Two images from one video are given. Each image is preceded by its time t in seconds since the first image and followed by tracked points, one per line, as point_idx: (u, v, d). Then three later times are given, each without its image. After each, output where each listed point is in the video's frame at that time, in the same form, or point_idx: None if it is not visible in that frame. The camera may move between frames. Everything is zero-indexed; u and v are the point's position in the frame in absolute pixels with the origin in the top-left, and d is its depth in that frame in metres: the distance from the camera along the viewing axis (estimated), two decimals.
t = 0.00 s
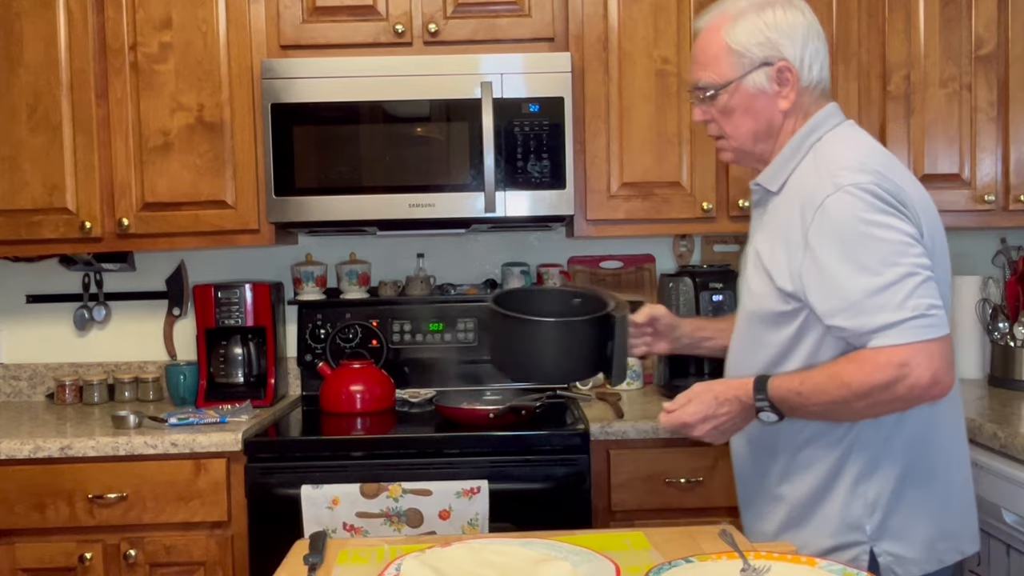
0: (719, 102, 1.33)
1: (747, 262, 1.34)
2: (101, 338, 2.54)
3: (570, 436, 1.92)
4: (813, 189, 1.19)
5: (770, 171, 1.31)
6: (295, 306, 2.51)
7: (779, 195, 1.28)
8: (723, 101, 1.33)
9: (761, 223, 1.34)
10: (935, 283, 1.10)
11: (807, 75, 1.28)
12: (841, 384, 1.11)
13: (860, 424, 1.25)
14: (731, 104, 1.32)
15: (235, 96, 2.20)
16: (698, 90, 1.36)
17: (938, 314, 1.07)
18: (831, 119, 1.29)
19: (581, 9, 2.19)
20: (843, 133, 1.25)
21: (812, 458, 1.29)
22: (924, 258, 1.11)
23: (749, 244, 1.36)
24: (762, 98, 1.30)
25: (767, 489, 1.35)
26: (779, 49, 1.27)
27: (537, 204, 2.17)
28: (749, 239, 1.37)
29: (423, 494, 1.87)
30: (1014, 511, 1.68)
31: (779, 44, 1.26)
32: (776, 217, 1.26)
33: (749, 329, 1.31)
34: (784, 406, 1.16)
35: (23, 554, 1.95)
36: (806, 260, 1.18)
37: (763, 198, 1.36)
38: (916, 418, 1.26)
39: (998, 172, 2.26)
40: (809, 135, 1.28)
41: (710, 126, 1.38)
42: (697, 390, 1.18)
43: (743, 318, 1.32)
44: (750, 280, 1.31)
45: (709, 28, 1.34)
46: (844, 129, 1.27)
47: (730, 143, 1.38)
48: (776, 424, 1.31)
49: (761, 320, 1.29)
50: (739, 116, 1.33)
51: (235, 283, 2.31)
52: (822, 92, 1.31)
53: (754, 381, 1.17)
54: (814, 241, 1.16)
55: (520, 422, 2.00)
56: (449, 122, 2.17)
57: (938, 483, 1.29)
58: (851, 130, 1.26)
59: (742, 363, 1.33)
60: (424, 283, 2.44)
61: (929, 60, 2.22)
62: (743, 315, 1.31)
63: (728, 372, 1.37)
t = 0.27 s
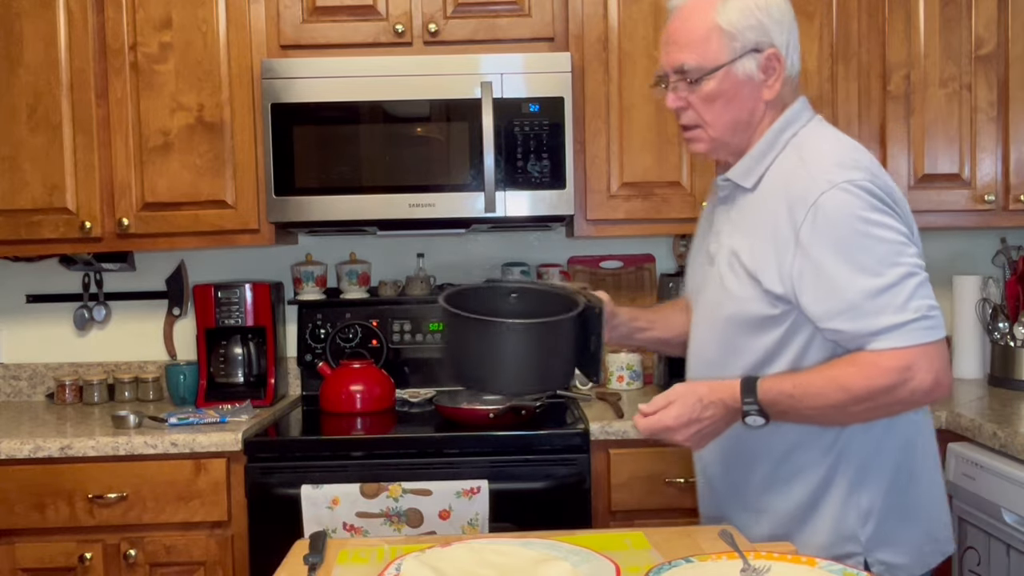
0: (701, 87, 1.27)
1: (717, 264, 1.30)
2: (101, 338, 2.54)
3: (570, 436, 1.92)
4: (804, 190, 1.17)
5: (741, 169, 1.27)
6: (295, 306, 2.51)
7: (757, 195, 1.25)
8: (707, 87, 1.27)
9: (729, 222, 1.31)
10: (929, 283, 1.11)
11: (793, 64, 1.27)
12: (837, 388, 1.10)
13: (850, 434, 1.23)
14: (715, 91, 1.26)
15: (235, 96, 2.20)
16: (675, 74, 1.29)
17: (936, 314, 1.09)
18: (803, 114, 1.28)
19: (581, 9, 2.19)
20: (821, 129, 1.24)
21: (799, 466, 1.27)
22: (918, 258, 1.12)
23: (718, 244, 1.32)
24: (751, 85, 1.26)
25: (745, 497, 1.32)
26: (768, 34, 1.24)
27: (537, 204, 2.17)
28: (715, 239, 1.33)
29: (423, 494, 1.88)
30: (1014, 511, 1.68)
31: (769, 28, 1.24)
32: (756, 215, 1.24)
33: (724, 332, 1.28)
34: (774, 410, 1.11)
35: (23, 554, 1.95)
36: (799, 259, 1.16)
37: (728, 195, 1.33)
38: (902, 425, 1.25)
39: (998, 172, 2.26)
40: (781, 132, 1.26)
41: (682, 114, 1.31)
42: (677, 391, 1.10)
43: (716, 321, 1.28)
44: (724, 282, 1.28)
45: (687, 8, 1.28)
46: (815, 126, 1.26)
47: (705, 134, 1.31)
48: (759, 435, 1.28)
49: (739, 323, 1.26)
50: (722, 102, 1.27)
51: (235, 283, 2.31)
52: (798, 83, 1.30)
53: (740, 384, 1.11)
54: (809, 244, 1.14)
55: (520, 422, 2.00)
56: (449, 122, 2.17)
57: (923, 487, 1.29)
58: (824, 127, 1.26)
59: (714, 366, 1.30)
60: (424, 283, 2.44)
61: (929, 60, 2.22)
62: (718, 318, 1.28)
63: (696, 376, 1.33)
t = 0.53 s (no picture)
0: (696, 74, 1.21)
1: (693, 268, 1.26)
2: (101, 338, 2.54)
3: (571, 436, 1.92)
4: (799, 192, 1.15)
5: (713, 169, 1.24)
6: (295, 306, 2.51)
7: (737, 197, 1.23)
8: (705, 74, 1.21)
9: (698, 226, 1.27)
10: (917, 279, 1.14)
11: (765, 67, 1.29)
12: (852, 385, 1.09)
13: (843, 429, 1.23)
14: (708, 80, 1.21)
15: (235, 96, 2.20)
16: (664, 60, 1.21)
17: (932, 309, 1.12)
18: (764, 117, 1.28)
19: (581, 9, 2.19)
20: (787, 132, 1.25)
21: (794, 466, 1.25)
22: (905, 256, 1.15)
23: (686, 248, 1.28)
24: (740, 79, 1.24)
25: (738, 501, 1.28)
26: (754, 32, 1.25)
27: (537, 204, 2.17)
28: (680, 243, 1.29)
29: (423, 494, 1.88)
30: (1014, 511, 1.68)
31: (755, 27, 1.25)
32: (741, 218, 1.21)
33: (709, 338, 1.24)
34: (783, 410, 1.10)
35: (23, 554, 1.95)
36: (799, 261, 1.15)
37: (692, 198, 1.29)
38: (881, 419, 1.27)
39: (998, 172, 2.26)
40: (750, 133, 1.25)
41: (667, 104, 1.23)
42: (682, 401, 1.04)
43: (699, 327, 1.24)
44: (705, 287, 1.24)
45: None
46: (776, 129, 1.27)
47: (687, 127, 1.23)
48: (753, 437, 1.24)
49: (727, 329, 1.22)
50: (713, 93, 1.22)
51: (235, 283, 2.31)
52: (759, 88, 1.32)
53: (746, 387, 1.08)
54: (811, 245, 1.13)
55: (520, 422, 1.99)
56: (449, 122, 2.17)
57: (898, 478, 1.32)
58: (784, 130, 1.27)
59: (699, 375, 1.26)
60: (423, 283, 2.44)
61: (929, 60, 2.22)
62: (702, 324, 1.24)
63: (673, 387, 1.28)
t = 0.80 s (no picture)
0: (663, 64, 1.21)
1: (661, 261, 1.26)
2: (101, 338, 2.54)
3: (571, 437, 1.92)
4: (774, 182, 1.20)
5: (678, 163, 1.26)
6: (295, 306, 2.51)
7: (704, 190, 1.26)
8: (670, 64, 1.21)
9: (659, 220, 1.28)
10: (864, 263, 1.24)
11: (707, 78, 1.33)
12: (842, 357, 1.14)
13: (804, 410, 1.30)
14: (671, 71, 1.21)
15: (235, 96, 2.20)
16: (634, 44, 1.20)
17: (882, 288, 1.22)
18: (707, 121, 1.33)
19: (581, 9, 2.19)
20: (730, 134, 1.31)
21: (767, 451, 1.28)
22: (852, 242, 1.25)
23: (649, 243, 1.28)
24: (695, 78, 1.26)
25: (704, 496, 1.27)
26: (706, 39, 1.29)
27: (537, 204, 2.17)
28: (640, 238, 1.28)
29: (422, 494, 1.88)
30: (1014, 511, 1.68)
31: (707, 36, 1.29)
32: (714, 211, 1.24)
33: (683, 330, 1.24)
34: (785, 388, 1.11)
35: (24, 554, 1.95)
36: (782, 246, 1.19)
37: (648, 194, 1.29)
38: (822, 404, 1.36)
39: (998, 172, 2.26)
40: (704, 133, 1.28)
41: (632, 87, 1.20)
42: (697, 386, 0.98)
43: (673, 319, 1.24)
44: (679, 278, 1.25)
45: None
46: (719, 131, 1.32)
47: (649, 112, 1.21)
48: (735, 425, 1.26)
49: (709, 319, 1.23)
50: (674, 84, 1.22)
51: (235, 283, 2.31)
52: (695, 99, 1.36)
53: (752, 370, 1.07)
54: (789, 231, 1.18)
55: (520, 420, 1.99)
56: (449, 122, 2.17)
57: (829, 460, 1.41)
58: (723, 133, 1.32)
59: (672, 369, 1.25)
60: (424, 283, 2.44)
61: (929, 60, 2.22)
62: (676, 315, 1.24)
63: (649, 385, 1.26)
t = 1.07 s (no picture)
0: (643, 55, 1.22)
1: (655, 260, 1.26)
2: (105, 337, 2.54)
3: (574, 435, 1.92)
4: (758, 183, 1.27)
5: (662, 161, 1.27)
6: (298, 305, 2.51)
7: (688, 188, 1.28)
8: (649, 56, 1.22)
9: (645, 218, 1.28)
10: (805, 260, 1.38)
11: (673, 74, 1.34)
12: (816, 345, 1.28)
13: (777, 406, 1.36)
14: (651, 63, 1.22)
15: (238, 95, 2.21)
16: (615, 35, 1.21)
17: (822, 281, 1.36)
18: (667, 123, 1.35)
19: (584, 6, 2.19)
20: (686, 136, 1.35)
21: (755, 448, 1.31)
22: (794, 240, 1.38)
23: (636, 242, 1.27)
24: (670, 73, 1.27)
25: (702, 494, 1.26)
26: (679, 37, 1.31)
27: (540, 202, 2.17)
28: (628, 236, 1.27)
29: (426, 492, 1.88)
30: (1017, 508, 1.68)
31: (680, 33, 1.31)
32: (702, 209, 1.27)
33: (679, 327, 1.26)
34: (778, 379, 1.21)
35: (28, 553, 1.95)
36: (769, 242, 1.26)
37: (631, 192, 1.29)
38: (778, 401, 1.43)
39: (1001, 169, 2.25)
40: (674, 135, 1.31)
41: (613, 75, 1.20)
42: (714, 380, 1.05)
43: (670, 317, 1.26)
44: (676, 277, 1.26)
45: None
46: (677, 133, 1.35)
47: (629, 102, 1.22)
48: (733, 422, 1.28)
49: (708, 316, 1.26)
50: (652, 77, 1.23)
51: (238, 282, 2.31)
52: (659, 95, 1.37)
53: (757, 362, 1.16)
54: (772, 230, 1.26)
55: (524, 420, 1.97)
56: (451, 121, 2.17)
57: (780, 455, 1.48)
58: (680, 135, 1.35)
59: (670, 368, 1.26)
60: (426, 281, 2.44)
61: (932, 57, 2.22)
62: (673, 314, 1.26)
63: (652, 385, 1.25)
